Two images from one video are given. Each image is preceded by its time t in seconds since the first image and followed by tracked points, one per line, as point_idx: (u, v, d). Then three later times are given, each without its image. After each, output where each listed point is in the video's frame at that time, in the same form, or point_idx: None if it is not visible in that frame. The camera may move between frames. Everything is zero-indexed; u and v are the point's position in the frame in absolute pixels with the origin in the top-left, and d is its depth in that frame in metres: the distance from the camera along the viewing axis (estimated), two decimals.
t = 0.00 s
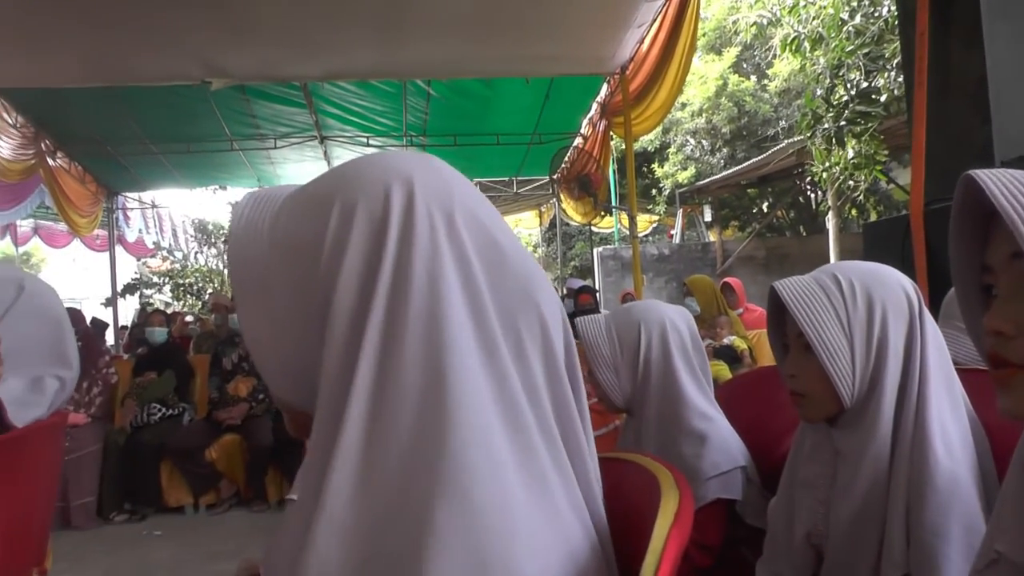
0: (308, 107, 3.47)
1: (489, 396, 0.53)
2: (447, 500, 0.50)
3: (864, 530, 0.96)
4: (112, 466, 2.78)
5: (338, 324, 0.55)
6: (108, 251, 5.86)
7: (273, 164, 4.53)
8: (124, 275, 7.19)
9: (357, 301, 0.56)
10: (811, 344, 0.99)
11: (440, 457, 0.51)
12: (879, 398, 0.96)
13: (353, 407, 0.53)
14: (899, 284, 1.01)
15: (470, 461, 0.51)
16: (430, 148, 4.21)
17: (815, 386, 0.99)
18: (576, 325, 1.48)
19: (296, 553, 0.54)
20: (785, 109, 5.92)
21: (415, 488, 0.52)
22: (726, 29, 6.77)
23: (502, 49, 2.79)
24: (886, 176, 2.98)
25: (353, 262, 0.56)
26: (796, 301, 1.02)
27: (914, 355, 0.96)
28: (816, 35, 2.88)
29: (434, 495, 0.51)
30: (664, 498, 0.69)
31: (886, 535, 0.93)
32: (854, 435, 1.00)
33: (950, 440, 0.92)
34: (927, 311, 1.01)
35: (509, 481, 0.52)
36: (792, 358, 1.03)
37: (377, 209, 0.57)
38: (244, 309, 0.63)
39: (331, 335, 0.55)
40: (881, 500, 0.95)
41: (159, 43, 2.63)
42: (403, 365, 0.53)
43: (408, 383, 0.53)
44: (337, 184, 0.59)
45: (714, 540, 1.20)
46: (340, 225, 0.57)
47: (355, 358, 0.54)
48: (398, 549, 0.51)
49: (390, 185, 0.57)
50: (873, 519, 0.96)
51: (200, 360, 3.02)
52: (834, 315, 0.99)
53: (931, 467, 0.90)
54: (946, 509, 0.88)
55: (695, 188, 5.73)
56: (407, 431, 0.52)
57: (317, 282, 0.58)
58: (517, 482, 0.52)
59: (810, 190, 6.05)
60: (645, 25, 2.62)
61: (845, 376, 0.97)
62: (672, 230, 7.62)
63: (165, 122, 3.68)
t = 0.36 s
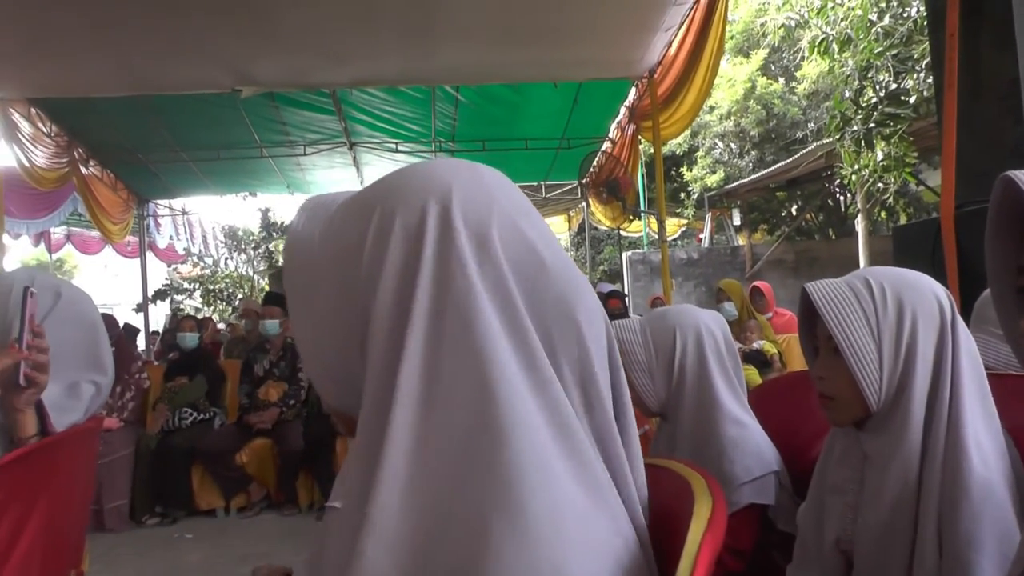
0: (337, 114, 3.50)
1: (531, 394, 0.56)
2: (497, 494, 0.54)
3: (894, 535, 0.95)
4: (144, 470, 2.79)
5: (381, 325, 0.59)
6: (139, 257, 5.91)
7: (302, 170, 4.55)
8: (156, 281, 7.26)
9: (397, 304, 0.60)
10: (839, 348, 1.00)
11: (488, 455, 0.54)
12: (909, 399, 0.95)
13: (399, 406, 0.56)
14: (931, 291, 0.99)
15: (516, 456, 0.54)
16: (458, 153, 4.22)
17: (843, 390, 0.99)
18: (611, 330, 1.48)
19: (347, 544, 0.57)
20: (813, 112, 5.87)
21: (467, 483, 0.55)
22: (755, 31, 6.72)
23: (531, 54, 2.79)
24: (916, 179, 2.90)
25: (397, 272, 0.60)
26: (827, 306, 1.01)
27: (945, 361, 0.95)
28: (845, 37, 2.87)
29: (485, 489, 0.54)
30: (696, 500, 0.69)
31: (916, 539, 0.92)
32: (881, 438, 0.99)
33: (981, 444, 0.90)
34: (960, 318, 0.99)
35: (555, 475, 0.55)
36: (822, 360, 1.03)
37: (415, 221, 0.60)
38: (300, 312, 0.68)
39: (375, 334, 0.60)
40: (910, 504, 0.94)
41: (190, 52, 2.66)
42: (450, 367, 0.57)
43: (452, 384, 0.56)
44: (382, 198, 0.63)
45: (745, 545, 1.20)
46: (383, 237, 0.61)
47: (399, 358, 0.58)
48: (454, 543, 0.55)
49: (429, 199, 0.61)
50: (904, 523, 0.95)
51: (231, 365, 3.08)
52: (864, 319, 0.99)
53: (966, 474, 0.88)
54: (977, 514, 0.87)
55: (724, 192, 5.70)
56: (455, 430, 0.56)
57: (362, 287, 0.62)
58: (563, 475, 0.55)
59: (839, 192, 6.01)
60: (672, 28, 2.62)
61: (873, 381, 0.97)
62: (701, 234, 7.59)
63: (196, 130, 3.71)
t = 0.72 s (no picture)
0: (366, 120, 3.52)
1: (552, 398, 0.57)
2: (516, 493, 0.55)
3: (924, 542, 0.94)
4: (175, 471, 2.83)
5: (412, 329, 0.62)
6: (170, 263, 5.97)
7: (330, 176, 4.58)
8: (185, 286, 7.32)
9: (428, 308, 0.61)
10: (866, 354, 0.99)
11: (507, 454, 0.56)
12: (940, 402, 0.95)
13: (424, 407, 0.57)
14: (960, 299, 0.99)
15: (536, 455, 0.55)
16: (486, 158, 4.23)
17: (871, 396, 0.98)
18: (642, 332, 1.46)
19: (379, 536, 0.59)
20: (843, 115, 5.84)
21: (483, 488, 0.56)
22: (783, 34, 6.66)
23: (560, 60, 2.80)
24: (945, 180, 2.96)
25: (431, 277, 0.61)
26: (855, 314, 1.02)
27: (975, 368, 0.94)
28: (874, 39, 2.85)
29: (502, 489, 0.55)
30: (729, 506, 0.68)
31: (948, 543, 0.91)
32: (909, 446, 0.97)
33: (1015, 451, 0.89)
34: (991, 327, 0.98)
35: (573, 475, 0.56)
36: (848, 367, 1.02)
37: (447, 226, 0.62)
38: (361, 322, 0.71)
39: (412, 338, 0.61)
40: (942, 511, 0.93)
41: (222, 60, 2.69)
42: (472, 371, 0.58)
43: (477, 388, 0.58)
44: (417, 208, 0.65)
45: (778, 552, 1.17)
46: (424, 243, 0.62)
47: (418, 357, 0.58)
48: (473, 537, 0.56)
49: (463, 207, 0.62)
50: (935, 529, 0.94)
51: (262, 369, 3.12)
52: (892, 326, 0.99)
53: (1001, 480, 0.87)
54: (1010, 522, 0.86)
55: (753, 196, 5.66)
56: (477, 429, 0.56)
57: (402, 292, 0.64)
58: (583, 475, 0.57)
59: (869, 196, 5.96)
60: (700, 33, 2.62)
61: (899, 385, 0.96)
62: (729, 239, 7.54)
63: (227, 137, 3.75)
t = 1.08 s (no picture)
0: (395, 124, 3.53)
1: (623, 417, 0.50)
2: (587, 526, 0.48)
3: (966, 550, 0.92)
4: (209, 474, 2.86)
5: (466, 341, 0.56)
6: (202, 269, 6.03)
7: (360, 181, 4.60)
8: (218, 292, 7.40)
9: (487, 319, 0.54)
10: (907, 357, 0.98)
11: (575, 484, 0.49)
12: (981, 409, 0.93)
13: (488, 431, 0.51)
14: (1001, 301, 0.99)
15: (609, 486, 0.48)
16: (515, 162, 4.23)
17: (911, 399, 0.97)
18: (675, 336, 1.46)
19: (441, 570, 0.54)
20: (874, 115, 5.79)
21: (550, 517, 0.49)
22: (812, 34, 6.62)
23: (590, 63, 2.80)
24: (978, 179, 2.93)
25: (491, 286, 0.54)
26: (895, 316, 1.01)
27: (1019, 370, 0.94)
28: (904, 38, 2.81)
29: (573, 524, 0.49)
30: (771, 515, 0.63)
31: (993, 549, 0.89)
32: (950, 450, 0.96)
33: None
34: None
35: (650, 504, 0.49)
36: (888, 371, 1.01)
37: (501, 230, 0.55)
38: (397, 334, 0.65)
39: (471, 354, 0.55)
40: (985, 519, 0.91)
41: (252, 67, 2.71)
42: (536, 389, 0.51)
43: (544, 406, 0.51)
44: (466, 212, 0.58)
45: (816, 557, 1.17)
46: (478, 248, 0.56)
47: (484, 371, 0.53)
48: None
49: (519, 212, 0.55)
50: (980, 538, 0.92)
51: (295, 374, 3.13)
52: (932, 330, 0.98)
53: None
54: None
55: (783, 197, 5.62)
56: (541, 454, 0.51)
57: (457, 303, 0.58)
58: (661, 505, 0.50)
59: (900, 196, 5.91)
60: (729, 33, 2.61)
61: (942, 391, 0.95)
62: (759, 241, 7.50)
63: (258, 144, 3.78)
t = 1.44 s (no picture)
0: (424, 127, 3.54)
1: (677, 418, 0.50)
2: (637, 525, 0.47)
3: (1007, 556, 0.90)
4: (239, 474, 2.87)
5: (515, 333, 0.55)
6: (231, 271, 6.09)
7: (389, 184, 4.62)
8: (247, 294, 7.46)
9: (539, 313, 0.53)
10: (948, 358, 0.97)
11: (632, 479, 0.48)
12: None
13: (544, 425, 0.51)
14: None
15: (661, 485, 0.47)
16: (543, 164, 4.23)
17: (951, 399, 0.96)
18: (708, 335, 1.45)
19: (488, 567, 0.54)
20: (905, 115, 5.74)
21: (600, 515, 0.49)
22: (842, 33, 6.56)
23: (619, 64, 2.79)
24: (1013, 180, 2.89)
25: (543, 280, 0.54)
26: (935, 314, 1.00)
27: None
28: (936, 36, 2.73)
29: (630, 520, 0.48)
30: (813, 519, 0.59)
31: None
32: (993, 454, 0.94)
33: None
34: None
35: (702, 506, 0.48)
36: (928, 372, 1.00)
37: (556, 222, 0.54)
38: (434, 331, 0.64)
39: (521, 347, 0.54)
40: None
41: (283, 71, 2.73)
42: (589, 385, 0.51)
43: (598, 402, 0.50)
44: (516, 201, 0.57)
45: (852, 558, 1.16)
46: (526, 243, 0.55)
47: (539, 366, 0.52)
48: None
49: (573, 207, 0.54)
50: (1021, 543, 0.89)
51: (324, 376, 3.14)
52: (974, 331, 0.97)
53: None
54: None
55: (813, 199, 5.58)
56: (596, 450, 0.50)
57: (500, 295, 0.56)
58: (711, 507, 0.49)
59: (931, 198, 5.85)
60: (759, 34, 2.60)
61: (983, 393, 0.93)
62: (788, 243, 7.45)
63: (288, 147, 3.81)
